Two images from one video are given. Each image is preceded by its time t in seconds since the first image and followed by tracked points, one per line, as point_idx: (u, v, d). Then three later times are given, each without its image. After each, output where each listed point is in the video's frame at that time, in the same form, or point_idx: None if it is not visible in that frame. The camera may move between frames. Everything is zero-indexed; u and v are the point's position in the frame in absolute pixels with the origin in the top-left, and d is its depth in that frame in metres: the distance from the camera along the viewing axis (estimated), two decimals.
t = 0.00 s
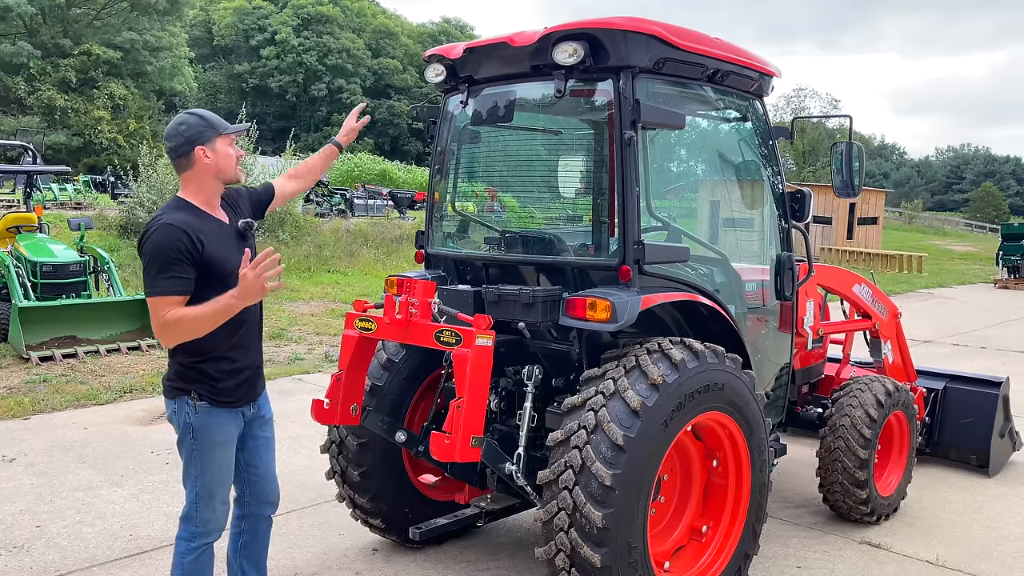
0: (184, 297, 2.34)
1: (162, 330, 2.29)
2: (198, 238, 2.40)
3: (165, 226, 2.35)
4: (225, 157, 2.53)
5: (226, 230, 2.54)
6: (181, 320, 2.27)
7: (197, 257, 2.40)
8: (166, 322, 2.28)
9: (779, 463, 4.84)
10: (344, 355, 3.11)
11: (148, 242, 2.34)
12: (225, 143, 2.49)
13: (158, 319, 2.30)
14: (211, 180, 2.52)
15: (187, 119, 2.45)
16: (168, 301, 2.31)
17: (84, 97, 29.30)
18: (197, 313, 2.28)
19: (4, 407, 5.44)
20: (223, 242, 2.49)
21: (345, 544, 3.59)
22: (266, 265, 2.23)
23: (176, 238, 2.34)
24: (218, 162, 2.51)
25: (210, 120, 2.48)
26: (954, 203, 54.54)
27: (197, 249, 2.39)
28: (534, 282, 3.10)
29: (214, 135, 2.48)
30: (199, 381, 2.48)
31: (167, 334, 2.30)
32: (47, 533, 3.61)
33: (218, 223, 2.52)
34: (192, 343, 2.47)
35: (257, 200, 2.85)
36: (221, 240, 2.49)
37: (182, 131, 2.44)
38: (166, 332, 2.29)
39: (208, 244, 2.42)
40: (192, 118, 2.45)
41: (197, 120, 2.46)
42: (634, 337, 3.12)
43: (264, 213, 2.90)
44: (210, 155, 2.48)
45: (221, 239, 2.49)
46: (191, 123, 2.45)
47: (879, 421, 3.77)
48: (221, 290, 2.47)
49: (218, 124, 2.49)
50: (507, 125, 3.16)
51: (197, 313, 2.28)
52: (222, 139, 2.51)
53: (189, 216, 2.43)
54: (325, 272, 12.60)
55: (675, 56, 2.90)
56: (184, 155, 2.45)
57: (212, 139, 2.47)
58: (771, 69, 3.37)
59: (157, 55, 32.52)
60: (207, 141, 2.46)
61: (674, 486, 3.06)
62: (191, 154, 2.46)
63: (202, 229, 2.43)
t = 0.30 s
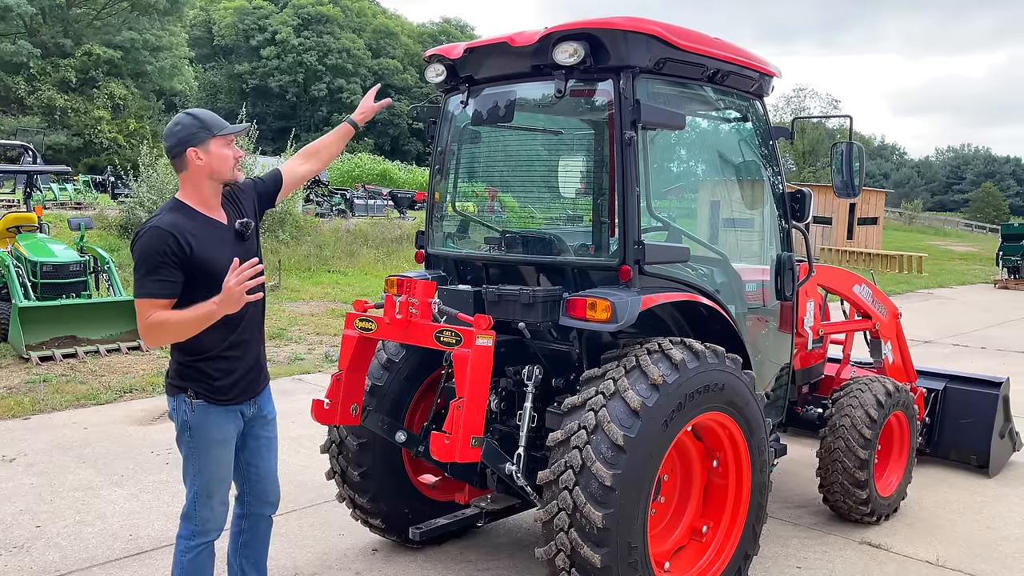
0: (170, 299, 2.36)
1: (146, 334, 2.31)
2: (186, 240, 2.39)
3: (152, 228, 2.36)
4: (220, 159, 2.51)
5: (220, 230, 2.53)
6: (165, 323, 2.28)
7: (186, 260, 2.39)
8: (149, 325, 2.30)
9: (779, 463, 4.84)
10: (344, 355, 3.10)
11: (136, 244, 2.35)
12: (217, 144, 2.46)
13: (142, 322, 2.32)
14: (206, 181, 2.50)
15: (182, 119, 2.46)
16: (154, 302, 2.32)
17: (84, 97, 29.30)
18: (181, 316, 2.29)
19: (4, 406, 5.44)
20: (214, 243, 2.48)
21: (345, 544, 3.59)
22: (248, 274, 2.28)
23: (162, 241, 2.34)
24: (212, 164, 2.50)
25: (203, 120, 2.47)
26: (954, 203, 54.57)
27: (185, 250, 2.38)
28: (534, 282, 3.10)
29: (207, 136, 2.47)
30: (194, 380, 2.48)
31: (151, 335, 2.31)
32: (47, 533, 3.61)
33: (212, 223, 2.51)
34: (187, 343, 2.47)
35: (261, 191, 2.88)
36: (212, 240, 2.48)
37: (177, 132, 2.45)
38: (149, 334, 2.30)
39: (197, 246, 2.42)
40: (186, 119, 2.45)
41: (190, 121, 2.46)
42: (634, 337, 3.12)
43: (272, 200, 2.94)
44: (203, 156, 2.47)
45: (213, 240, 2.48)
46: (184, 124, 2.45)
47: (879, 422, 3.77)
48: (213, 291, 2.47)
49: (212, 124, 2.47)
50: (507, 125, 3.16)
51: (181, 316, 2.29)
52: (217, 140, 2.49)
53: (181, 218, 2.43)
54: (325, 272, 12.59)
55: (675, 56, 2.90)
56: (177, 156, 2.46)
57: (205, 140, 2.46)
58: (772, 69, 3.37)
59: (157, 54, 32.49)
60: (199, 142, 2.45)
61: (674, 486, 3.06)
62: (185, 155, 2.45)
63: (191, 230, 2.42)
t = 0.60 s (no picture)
0: (167, 300, 2.35)
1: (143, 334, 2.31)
2: (184, 241, 2.39)
3: (149, 230, 2.36)
4: (220, 161, 2.50)
5: (220, 231, 2.53)
6: (161, 324, 2.28)
7: (183, 260, 2.39)
8: (146, 325, 2.30)
9: (779, 464, 4.84)
10: (345, 355, 3.10)
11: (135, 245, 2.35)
12: (218, 146, 2.46)
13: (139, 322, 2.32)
14: (205, 183, 2.50)
15: (183, 121, 2.46)
16: (152, 303, 2.32)
17: (84, 97, 29.30)
18: (178, 317, 2.29)
19: (4, 406, 5.44)
20: (212, 243, 2.47)
21: (346, 544, 3.59)
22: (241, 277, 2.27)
23: (160, 242, 2.34)
24: (212, 165, 2.49)
25: (205, 122, 2.47)
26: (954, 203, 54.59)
27: (182, 251, 2.38)
28: (534, 282, 3.10)
29: (208, 138, 2.47)
30: (194, 380, 2.48)
31: (149, 336, 2.31)
32: (47, 533, 3.61)
33: (211, 224, 2.51)
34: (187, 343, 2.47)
35: (262, 191, 2.88)
36: (211, 241, 2.48)
37: (178, 132, 2.46)
38: (145, 335, 2.31)
39: (195, 247, 2.42)
40: (188, 120, 2.46)
41: (191, 121, 2.46)
42: (634, 337, 3.12)
43: (273, 200, 2.94)
44: (203, 158, 2.47)
45: (211, 241, 2.48)
46: (185, 125, 2.45)
47: (879, 422, 3.77)
48: (211, 292, 2.47)
49: (213, 126, 2.47)
50: (507, 124, 3.16)
51: (178, 317, 2.29)
52: (217, 142, 2.49)
53: (179, 219, 2.44)
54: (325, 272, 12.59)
55: (675, 56, 2.90)
56: (178, 156, 2.46)
57: (205, 142, 2.46)
58: (772, 69, 3.37)
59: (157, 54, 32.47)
60: (200, 143, 2.46)
61: (674, 486, 3.06)
62: (184, 156, 2.45)
63: (190, 232, 2.42)
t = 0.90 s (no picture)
0: (171, 300, 2.35)
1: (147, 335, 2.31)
2: (188, 242, 2.39)
3: (153, 229, 2.36)
4: (223, 161, 2.50)
5: (222, 231, 2.53)
6: (165, 323, 2.28)
7: (187, 261, 2.39)
8: (149, 325, 2.30)
9: (779, 464, 4.84)
10: (345, 355, 3.10)
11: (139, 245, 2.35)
12: (222, 147, 2.46)
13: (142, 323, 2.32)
14: (208, 183, 2.50)
15: (188, 120, 2.46)
16: (155, 303, 2.32)
17: (84, 97, 29.31)
18: (182, 317, 2.29)
19: (4, 406, 5.43)
20: (216, 245, 2.48)
21: (346, 544, 3.59)
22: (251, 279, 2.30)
23: (164, 243, 2.34)
24: (215, 166, 2.49)
25: (209, 123, 2.48)
26: (953, 203, 54.61)
27: (186, 252, 2.38)
28: (535, 282, 3.10)
29: (212, 138, 2.47)
30: (196, 380, 2.48)
31: (153, 336, 2.31)
32: (47, 533, 3.61)
33: (213, 224, 2.51)
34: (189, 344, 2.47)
35: (261, 191, 2.88)
36: (214, 242, 2.48)
37: (181, 131, 2.46)
38: (149, 334, 2.30)
39: (198, 247, 2.42)
40: (192, 119, 2.46)
41: (196, 121, 2.46)
42: (634, 337, 3.12)
43: (270, 201, 2.94)
44: (206, 158, 2.47)
45: (215, 241, 2.48)
46: (189, 124, 2.46)
47: (879, 422, 3.77)
48: (214, 293, 2.47)
49: (218, 127, 2.48)
50: (507, 124, 3.16)
51: (182, 317, 2.29)
52: (221, 143, 2.49)
53: (182, 219, 2.43)
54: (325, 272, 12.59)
55: (675, 56, 2.90)
56: (181, 156, 2.46)
57: (209, 142, 2.46)
58: (772, 69, 3.36)
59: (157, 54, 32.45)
60: (203, 143, 2.46)
61: (675, 486, 3.06)
62: (187, 156, 2.45)
63: (193, 232, 2.42)
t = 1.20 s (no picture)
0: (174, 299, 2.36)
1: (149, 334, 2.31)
2: (192, 241, 2.40)
3: (158, 228, 2.36)
4: (223, 162, 2.50)
5: (224, 231, 2.53)
6: (170, 323, 2.28)
7: (191, 262, 2.40)
8: (153, 324, 2.30)
9: (780, 464, 4.84)
10: (345, 356, 3.10)
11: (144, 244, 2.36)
12: (222, 148, 2.46)
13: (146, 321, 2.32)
14: (208, 184, 2.50)
15: (189, 120, 2.46)
16: (158, 302, 2.32)
17: (84, 97, 29.29)
18: (186, 316, 2.30)
19: (4, 406, 5.43)
20: (220, 245, 2.48)
21: (346, 544, 3.59)
22: (256, 278, 2.30)
23: (169, 242, 2.35)
24: (216, 166, 2.49)
25: (211, 123, 2.47)
26: (954, 204, 54.59)
27: (191, 252, 2.39)
28: (535, 282, 3.10)
29: (213, 139, 2.46)
30: (198, 380, 2.47)
31: (155, 335, 2.30)
32: (47, 533, 3.61)
33: (216, 225, 2.51)
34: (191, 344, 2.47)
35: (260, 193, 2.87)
36: (218, 242, 2.48)
37: (182, 132, 2.45)
38: (153, 333, 2.30)
39: (202, 247, 2.42)
40: (193, 119, 2.45)
41: (196, 122, 2.46)
42: (634, 338, 3.12)
43: (269, 203, 2.93)
44: (206, 159, 2.47)
45: (218, 242, 2.48)
46: (189, 125, 2.45)
47: (880, 422, 3.77)
48: (218, 293, 2.48)
49: (219, 128, 2.47)
50: (507, 125, 3.16)
51: (187, 316, 2.30)
52: (222, 143, 2.48)
53: (185, 219, 2.43)
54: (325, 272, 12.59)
55: (675, 56, 2.90)
56: (181, 156, 2.46)
57: (210, 142, 2.46)
58: (772, 70, 3.36)
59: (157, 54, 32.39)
60: (204, 144, 2.46)
61: (675, 486, 3.05)
62: (188, 156, 2.45)
63: (196, 231, 2.42)
